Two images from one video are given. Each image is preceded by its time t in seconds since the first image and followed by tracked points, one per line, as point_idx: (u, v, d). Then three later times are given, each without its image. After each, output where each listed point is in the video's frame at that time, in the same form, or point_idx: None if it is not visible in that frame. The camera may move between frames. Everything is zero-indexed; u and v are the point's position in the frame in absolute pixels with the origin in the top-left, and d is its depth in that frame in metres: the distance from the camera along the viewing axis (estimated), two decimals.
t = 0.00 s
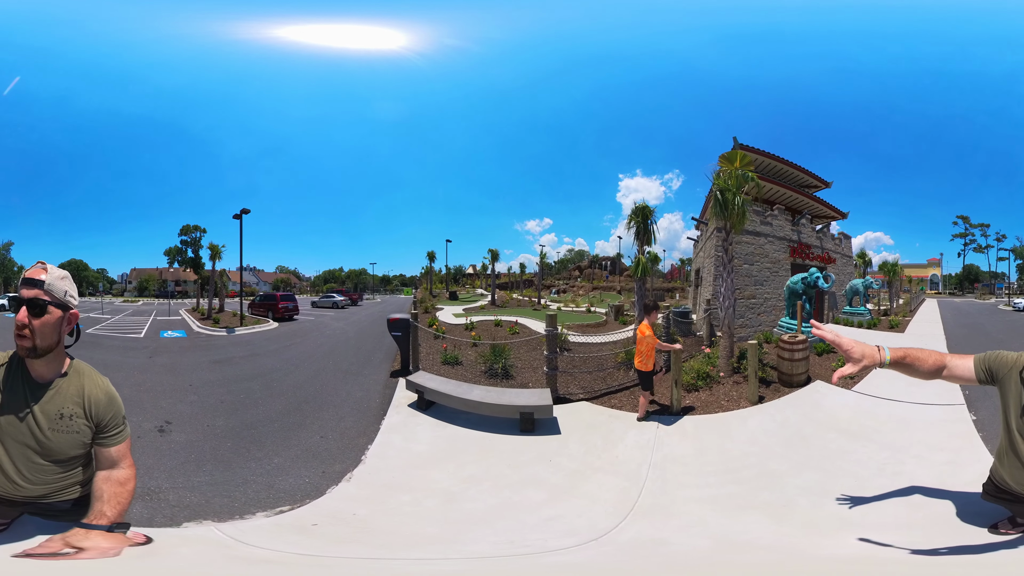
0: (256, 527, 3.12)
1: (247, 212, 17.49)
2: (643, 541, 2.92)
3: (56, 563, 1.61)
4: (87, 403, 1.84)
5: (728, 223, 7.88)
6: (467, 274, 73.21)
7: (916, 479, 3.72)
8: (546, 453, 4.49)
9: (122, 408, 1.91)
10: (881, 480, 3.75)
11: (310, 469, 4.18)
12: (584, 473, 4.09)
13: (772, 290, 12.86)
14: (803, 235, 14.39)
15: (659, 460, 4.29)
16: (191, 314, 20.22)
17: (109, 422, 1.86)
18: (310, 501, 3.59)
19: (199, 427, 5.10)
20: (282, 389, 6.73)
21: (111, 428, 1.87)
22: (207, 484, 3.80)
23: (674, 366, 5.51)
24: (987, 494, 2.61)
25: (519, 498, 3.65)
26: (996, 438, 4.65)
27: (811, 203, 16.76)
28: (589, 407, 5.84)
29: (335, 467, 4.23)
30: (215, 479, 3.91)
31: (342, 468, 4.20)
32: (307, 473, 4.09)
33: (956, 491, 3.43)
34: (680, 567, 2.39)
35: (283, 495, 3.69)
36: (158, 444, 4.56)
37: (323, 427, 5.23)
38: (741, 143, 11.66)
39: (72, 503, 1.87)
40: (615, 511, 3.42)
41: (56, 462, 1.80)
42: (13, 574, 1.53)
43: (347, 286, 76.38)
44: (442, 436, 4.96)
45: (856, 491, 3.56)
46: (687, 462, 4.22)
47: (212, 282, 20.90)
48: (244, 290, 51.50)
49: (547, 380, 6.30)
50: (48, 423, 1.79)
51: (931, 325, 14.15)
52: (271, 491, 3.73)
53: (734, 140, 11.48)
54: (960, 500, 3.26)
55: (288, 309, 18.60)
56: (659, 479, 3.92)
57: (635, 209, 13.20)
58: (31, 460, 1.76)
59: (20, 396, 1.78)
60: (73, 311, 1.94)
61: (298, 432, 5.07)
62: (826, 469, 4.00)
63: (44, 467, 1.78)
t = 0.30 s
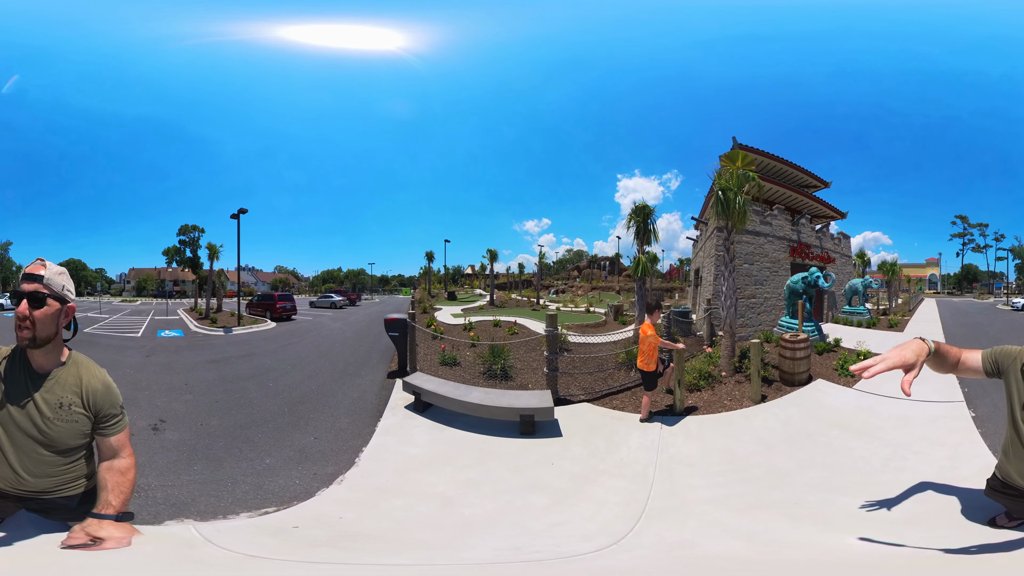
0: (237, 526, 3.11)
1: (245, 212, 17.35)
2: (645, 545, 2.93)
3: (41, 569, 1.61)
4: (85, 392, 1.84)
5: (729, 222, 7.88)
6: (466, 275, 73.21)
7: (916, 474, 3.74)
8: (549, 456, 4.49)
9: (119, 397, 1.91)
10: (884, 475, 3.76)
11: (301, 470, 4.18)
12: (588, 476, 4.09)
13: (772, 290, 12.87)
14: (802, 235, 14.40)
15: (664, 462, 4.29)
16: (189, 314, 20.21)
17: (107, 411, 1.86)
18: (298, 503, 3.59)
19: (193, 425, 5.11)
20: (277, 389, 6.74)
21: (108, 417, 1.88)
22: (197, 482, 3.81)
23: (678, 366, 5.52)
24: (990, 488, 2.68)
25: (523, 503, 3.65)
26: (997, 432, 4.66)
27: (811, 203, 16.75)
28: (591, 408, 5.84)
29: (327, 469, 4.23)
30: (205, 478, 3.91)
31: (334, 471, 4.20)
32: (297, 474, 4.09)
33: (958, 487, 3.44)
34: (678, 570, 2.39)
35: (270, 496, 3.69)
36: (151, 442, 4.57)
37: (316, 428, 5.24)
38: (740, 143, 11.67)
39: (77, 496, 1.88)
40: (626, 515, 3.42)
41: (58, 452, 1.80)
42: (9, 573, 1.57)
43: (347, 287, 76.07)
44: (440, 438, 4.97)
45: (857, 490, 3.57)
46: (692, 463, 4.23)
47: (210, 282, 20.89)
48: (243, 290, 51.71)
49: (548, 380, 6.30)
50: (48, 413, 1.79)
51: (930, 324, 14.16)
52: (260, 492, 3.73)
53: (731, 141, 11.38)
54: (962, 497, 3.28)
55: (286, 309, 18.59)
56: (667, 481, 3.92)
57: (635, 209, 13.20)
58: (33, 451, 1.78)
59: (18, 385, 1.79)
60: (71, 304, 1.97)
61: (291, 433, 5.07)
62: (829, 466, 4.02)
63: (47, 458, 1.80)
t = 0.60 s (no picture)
0: (225, 526, 3.11)
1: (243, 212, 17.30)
2: (646, 547, 2.94)
3: (35, 569, 1.62)
4: (90, 390, 1.84)
5: (729, 223, 7.88)
6: (466, 274, 73.20)
7: (916, 472, 3.76)
8: (549, 459, 4.50)
9: (123, 395, 1.91)
10: (884, 474, 3.77)
11: (297, 471, 4.19)
12: (589, 479, 4.10)
13: (772, 290, 12.87)
14: (801, 236, 14.40)
15: (666, 463, 4.30)
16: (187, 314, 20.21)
17: (111, 410, 1.86)
18: (291, 504, 3.59)
19: (189, 425, 5.12)
20: (275, 390, 6.74)
21: (113, 416, 1.88)
22: (191, 482, 3.81)
23: (679, 366, 5.53)
24: (992, 486, 2.74)
25: (524, 507, 3.66)
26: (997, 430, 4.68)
27: (810, 203, 16.73)
28: (591, 410, 5.84)
29: (322, 470, 4.24)
30: (199, 478, 3.92)
31: (330, 472, 4.21)
32: (292, 475, 4.10)
33: (958, 486, 3.46)
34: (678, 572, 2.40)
35: (263, 496, 3.69)
36: (147, 441, 4.58)
37: (313, 429, 5.25)
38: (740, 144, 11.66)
39: (83, 495, 1.90)
40: (631, 516, 3.44)
41: (64, 451, 1.81)
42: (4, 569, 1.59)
43: (346, 286, 76.06)
44: (439, 440, 4.98)
45: (857, 490, 3.58)
46: (695, 464, 4.24)
47: (208, 282, 20.88)
48: (241, 290, 51.72)
49: (548, 382, 6.30)
50: (54, 411, 1.80)
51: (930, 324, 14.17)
52: (253, 492, 3.74)
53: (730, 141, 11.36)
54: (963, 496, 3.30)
55: (284, 309, 18.58)
56: (670, 482, 3.93)
57: (635, 208, 13.19)
58: (41, 450, 1.79)
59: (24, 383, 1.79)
60: (64, 302, 1.96)
61: (287, 433, 5.08)
62: (832, 465, 4.03)
63: (54, 456, 1.80)
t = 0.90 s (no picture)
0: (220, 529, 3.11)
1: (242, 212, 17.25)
2: (649, 546, 2.94)
3: (39, 572, 1.61)
4: (85, 393, 1.84)
5: (729, 223, 7.88)
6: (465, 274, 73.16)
7: (916, 470, 3.77)
8: (551, 459, 4.50)
9: (120, 398, 1.91)
10: (884, 472, 3.78)
11: (294, 472, 4.19)
12: (593, 478, 4.10)
13: (771, 290, 12.89)
14: (801, 235, 14.42)
15: (669, 462, 4.30)
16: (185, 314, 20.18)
17: (107, 412, 1.86)
18: (288, 506, 3.60)
19: (187, 426, 5.12)
20: (273, 390, 6.74)
21: (109, 418, 1.88)
22: (187, 483, 3.81)
23: (680, 365, 5.54)
24: (987, 486, 2.74)
25: (528, 507, 3.66)
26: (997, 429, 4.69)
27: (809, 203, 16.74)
28: (591, 410, 5.84)
29: (321, 472, 4.24)
30: (196, 479, 3.91)
31: (328, 474, 4.21)
32: (289, 477, 4.10)
33: (959, 484, 3.47)
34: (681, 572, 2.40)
35: (260, 498, 3.69)
36: (145, 442, 4.59)
37: (311, 430, 5.25)
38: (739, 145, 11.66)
39: (78, 496, 1.89)
40: (635, 516, 3.43)
41: (58, 453, 1.81)
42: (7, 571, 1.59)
43: (345, 286, 76.01)
44: (439, 441, 4.98)
45: (859, 488, 3.58)
46: (696, 463, 4.24)
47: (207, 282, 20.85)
48: (240, 290, 51.72)
49: (548, 381, 6.30)
50: (48, 414, 1.79)
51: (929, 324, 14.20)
52: (250, 494, 3.74)
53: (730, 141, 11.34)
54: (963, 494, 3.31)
55: (282, 309, 18.55)
56: (673, 481, 3.93)
57: (635, 208, 13.19)
58: (35, 452, 1.79)
59: (19, 385, 1.79)
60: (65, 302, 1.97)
61: (286, 434, 5.08)
62: (833, 463, 4.04)
63: (48, 459, 1.80)
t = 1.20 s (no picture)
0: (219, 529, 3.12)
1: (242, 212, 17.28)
2: (649, 545, 2.95)
3: (40, 573, 1.61)
4: (82, 398, 1.85)
5: (728, 223, 7.89)
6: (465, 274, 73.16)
7: (915, 471, 3.77)
8: (551, 458, 4.51)
9: (118, 403, 1.91)
10: (883, 473, 3.79)
11: (294, 473, 4.19)
12: (592, 478, 4.11)
13: (770, 290, 12.91)
14: (800, 235, 14.44)
15: (668, 462, 4.30)
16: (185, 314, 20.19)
17: (104, 417, 1.87)
18: (287, 507, 3.60)
19: (187, 426, 5.13)
20: (273, 391, 6.74)
21: (107, 423, 1.88)
22: (186, 484, 3.82)
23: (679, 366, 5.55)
24: (985, 487, 2.74)
25: (529, 507, 3.67)
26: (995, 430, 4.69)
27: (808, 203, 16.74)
28: (591, 410, 5.85)
29: (321, 473, 4.24)
30: (195, 480, 3.92)
31: (328, 475, 4.21)
32: (290, 478, 4.09)
33: (957, 484, 3.48)
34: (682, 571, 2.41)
35: (259, 499, 3.70)
36: (144, 443, 4.60)
37: (311, 431, 5.25)
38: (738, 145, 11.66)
39: (76, 499, 1.90)
40: (635, 516, 3.43)
41: (56, 458, 1.82)
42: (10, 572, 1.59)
43: (344, 286, 75.98)
44: (439, 441, 4.99)
45: (858, 488, 3.59)
46: (695, 463, 4.25)
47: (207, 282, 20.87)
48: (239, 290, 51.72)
49: (548, 381, 6.30)
50: (44, 419, 1.80)
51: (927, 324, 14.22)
52: (250, 495, 3.74)
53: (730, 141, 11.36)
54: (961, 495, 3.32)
55: (281, 309, 18.55)
56: (671, 481, 3.94)
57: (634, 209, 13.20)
58: (32, 456, 1.80)
59: (15, 390, 1.79)
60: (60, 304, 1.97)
61: (286, 435, 5.08)
62: (831, 463, 4.05)
63: (45, 463, 1.81)
